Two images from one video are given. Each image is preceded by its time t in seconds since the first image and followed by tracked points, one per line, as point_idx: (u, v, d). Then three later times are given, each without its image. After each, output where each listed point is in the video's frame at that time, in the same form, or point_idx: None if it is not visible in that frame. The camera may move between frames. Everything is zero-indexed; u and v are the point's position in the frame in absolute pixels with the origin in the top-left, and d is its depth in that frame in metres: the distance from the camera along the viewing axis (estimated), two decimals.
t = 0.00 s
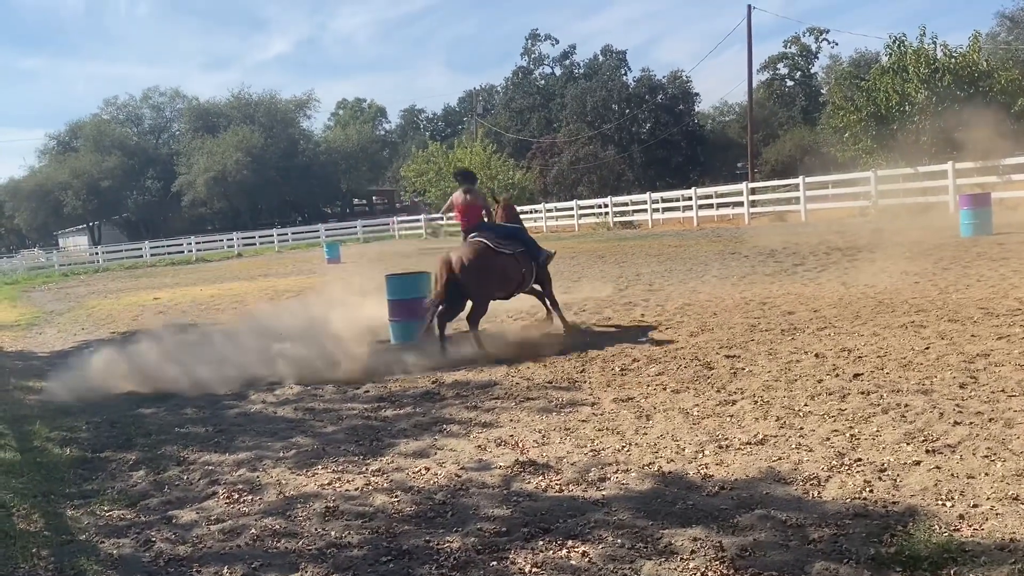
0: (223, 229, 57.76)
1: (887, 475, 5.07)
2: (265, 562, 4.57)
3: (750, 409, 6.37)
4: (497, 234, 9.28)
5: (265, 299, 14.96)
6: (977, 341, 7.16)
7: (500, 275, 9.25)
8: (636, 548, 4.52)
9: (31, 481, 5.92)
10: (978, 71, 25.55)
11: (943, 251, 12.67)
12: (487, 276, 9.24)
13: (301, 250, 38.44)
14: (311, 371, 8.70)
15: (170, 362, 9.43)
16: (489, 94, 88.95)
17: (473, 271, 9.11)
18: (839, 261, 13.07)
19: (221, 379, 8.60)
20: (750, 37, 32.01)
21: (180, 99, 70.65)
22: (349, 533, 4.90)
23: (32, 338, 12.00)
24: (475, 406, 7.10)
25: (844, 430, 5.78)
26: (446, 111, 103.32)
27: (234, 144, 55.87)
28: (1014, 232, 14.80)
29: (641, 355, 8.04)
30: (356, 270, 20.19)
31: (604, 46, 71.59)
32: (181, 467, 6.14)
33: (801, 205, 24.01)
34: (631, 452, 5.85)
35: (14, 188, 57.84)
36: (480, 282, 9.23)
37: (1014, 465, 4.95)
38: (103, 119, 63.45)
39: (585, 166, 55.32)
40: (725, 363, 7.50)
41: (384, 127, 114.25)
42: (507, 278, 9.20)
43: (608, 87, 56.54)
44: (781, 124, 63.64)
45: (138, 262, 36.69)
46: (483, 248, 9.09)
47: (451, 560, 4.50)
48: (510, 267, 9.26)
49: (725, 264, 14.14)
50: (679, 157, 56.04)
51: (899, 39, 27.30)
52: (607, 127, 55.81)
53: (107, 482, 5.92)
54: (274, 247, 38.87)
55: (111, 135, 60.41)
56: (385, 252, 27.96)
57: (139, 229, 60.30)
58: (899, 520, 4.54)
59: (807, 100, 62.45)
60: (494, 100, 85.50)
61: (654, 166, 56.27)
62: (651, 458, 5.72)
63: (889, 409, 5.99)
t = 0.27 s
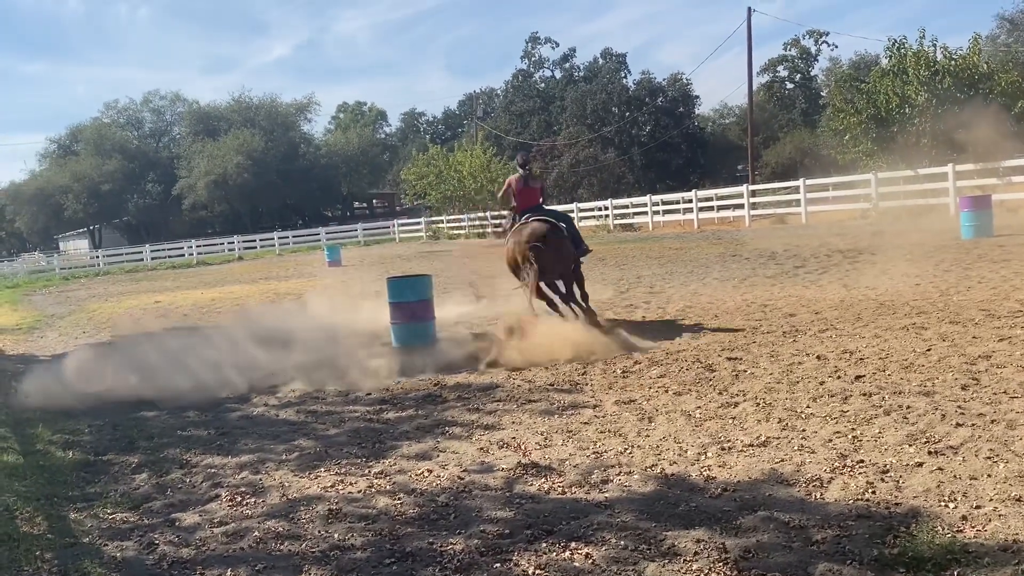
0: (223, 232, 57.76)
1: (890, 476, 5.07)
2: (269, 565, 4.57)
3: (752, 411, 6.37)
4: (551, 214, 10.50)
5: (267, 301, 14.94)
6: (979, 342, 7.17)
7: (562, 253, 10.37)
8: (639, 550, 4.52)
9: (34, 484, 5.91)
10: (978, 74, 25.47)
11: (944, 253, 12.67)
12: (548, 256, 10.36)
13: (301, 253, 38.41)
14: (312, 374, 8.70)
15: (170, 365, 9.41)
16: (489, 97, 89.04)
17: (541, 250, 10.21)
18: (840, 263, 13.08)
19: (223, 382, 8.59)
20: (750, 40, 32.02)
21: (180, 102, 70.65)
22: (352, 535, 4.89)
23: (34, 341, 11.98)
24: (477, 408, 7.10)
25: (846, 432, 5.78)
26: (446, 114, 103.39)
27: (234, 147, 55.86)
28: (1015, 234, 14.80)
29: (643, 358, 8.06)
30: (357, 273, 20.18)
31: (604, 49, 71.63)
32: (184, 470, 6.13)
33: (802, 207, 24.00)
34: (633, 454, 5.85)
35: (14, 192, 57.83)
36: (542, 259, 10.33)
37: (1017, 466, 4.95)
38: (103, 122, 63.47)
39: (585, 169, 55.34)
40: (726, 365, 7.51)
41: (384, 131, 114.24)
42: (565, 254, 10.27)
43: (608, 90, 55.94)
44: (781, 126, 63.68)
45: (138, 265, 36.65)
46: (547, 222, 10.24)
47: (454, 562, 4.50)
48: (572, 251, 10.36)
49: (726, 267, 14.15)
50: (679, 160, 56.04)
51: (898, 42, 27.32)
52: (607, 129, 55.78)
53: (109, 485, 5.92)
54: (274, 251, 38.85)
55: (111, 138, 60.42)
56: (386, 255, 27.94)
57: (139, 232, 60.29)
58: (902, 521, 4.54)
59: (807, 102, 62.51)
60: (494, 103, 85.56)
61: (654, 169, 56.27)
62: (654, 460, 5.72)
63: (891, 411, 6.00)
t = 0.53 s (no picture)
0: (224, 235, 57.78)
1: (893, 478, 5.07)
2: (272, 565, 4.56)
3: (755, 413, 6.37)
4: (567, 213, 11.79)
5: (269, 303, 14.94)
6: (982, 344, 7.17)
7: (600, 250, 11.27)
8: (643, 552, 4.51)
9: (38, 485, 5.92)
10: (981, 76, 25.18)
11: (947, 256, 12.67)
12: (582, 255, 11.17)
13: (303, 255, 38.41)
14: (314, 375, 8.71)
15: (175, 367, 9.42)
16: (491, 100, 89.16)
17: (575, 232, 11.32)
18: (843, 265, 13.09)
19: (225, 384, 8.59)
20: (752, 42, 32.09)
21: (182, 105, 70.72)
22: (356, 536, 4.89)
23: (36, 343, 11.98)
24: (480, 410, 7.10)
25: (849, 434, 5.78)
26: (448, 117, 103.54)
27: (236, 149, 55.89)
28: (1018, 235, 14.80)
29: (646, 359, 8.06)
30: (359, 275, 20.19)
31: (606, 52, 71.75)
32: (187, 471, 6.13)
33: (805, 209, 24.00)
34: (636, 456, 5.85)
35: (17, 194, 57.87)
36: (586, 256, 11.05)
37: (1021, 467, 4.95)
38: (105, 125, 63.52)
39: (587, 171, 55.37)
40: (729, 367, 7.51)
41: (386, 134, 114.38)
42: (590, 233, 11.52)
43: (609, 91, 55.92)
44: (782, 129, 63.74)
45: (140, 267, 36.66)
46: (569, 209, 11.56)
47: (458, 563, 4.49)
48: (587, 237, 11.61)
49: (729, 269, 14.16)
50: (681, 163, 56.00)
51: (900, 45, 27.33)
52: (609, 132, 55.80)
53: (113, 487, 5.92)
54: (277, 253, 38.87)
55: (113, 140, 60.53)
56: (389, 257, 27.97)
57: (140, 234, 60.30)
58: (906, 523, 4.54)
59: (809, 105, 62.55)
60: (495, 106, 85.68)
61: (656, 171, 56.26)
62: (657, 461, 5.72)
63: (894, 413, 6.00)
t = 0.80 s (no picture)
0: (228, 236, 57.85)
1: (898, 481, 5.06)
2: (277, 566, 4.57)
3: (759, 415, 6.37)
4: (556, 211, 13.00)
5: (273, 305, 14.96)
6: (986, 347, 7.17)
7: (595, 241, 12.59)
8: (647, 553, 4.51)
9: (43, 485, 5.93)
10: (985, 78, 25.28)
11: (951, 259, 12.67)
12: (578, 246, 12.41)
13: (307, 256, 38.44)
14: (318, 376, 8.73)
15: (180, 368, 9.45)
16: (495, 102, 89.27)
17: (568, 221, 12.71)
18: (847, 268, 13.09)
19: (230, 385, 8.60)
20: (756, 45, 32.14)
21: (186, 106, 70.87)
22: (360, 537, 4.90)
23: (41, 344, 12.00)
24: (484, 411, 7.10)
25: (854, 437, 5.78)
26: (452, 119, 103.64)
27: (241, 151, 55.98)
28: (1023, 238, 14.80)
29: (650, 362, 8.06)
30: (363, 277, 20.21)
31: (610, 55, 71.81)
32: (192, 472, 6.14)
33: (808, 212, 24.01)
34: (641, 458, 5.85)
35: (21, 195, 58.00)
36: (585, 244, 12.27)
37: None
38: (110, 126, 63.63)
39: (590, 173, 55.39)
40: (733, 369, 7.51)
41: (390, 136, 114.51)
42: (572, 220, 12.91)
43: (613, 94, 56.18)
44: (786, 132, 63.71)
45: (145, 268, 36.72)
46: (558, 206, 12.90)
47: (463, 564, 4.50)
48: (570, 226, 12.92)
49: (733, 271, 14.17)
50: (685, 165, 56.00)
51: (904, 48, 27.41)
52: (613, 134, 55.83)
53: (118, 487, 5.93)
54: (281, 254, 38.90)
55: (118, 142, 60.68)
56: (393, 259, 28.00)
57: (145, 235, 60.40)
58: (911, 526, 4.53)
59: (812, 108, 62.55)
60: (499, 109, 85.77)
61: (659, 174, 56.26)
62: (661, 464, 5.72)
63: (898, 416, 6.00)
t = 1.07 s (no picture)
0: (234, 237, 57.98)
1: (905, 485, 5.05)
2: (283, 566, 4.57)
3: (766, 418, 6.37)
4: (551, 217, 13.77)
5: (280, 306, 14.99)
6: (994, 351, 7.15)
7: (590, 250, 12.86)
8: (653, 556, 4.50)
9: (50, 485, 5.95)
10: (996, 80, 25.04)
11: (959, 262, 12.63)
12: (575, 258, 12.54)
13: (313, 258, 38.51)
14: (324, 377, 8.76)
15: (187, 368, 9.49)
16: (501, 104, 89.31)
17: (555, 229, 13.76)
18: (855, 271, 13.07)
19: (236, 385, 8.63)
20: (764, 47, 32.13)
21: (193, 108, 71.09)
22: (366, 539, 4.90)
23: (49, 343, 12.07)
24: (490, 413, 7.11)
25: (861, 440, 5.77)
26: (459, 121, 103.75)
27: (247, 152, 56.16)
28: None
29: (656, 365, 8.06)
30: (370, 278, 20.26)
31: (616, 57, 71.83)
32: (199, 472, 6.16)
33: (815, 215, 23.98)
34: (647, 460, 5.85)
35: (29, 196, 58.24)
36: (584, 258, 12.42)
37: None
38: (117, 127, 63.88)
39: (596, 175, 55.27)
40: (740, 372, 7.50)
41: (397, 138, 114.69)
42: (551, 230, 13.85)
43: (619, 97, 56.23)
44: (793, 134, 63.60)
45: (151, 269, 36.83)
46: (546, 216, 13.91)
47: (468, 566, 4.50)
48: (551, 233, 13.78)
49: (740, 274, 14.16)
50: (691, 167, 55.95)
51: (912, 51, 27.36)
52: (619, 137, 55.78)
53: (125, 487, 5.95)
54: (287, 256, 38.96)
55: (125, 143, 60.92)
56: (399, 260, 28.04)
57: (151, 236, 60.59)
58: (918, 529, 4.52)
59: (819, 111, 62.44)
60: (505, 111, 85.85)
61: (665, 177, 56.22)
62: (668, 466, 5.72)
63: (906, 419, 5.98)
